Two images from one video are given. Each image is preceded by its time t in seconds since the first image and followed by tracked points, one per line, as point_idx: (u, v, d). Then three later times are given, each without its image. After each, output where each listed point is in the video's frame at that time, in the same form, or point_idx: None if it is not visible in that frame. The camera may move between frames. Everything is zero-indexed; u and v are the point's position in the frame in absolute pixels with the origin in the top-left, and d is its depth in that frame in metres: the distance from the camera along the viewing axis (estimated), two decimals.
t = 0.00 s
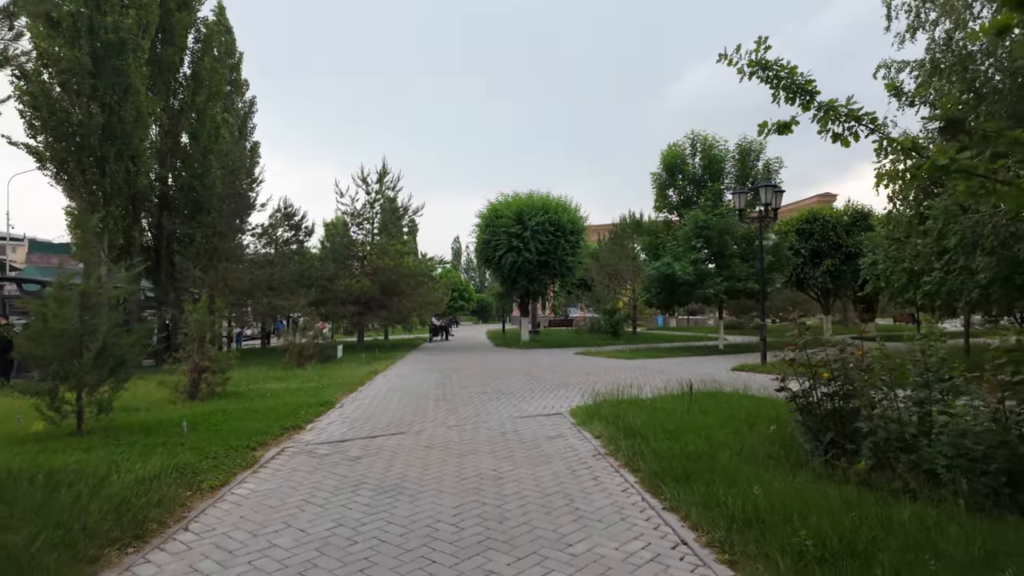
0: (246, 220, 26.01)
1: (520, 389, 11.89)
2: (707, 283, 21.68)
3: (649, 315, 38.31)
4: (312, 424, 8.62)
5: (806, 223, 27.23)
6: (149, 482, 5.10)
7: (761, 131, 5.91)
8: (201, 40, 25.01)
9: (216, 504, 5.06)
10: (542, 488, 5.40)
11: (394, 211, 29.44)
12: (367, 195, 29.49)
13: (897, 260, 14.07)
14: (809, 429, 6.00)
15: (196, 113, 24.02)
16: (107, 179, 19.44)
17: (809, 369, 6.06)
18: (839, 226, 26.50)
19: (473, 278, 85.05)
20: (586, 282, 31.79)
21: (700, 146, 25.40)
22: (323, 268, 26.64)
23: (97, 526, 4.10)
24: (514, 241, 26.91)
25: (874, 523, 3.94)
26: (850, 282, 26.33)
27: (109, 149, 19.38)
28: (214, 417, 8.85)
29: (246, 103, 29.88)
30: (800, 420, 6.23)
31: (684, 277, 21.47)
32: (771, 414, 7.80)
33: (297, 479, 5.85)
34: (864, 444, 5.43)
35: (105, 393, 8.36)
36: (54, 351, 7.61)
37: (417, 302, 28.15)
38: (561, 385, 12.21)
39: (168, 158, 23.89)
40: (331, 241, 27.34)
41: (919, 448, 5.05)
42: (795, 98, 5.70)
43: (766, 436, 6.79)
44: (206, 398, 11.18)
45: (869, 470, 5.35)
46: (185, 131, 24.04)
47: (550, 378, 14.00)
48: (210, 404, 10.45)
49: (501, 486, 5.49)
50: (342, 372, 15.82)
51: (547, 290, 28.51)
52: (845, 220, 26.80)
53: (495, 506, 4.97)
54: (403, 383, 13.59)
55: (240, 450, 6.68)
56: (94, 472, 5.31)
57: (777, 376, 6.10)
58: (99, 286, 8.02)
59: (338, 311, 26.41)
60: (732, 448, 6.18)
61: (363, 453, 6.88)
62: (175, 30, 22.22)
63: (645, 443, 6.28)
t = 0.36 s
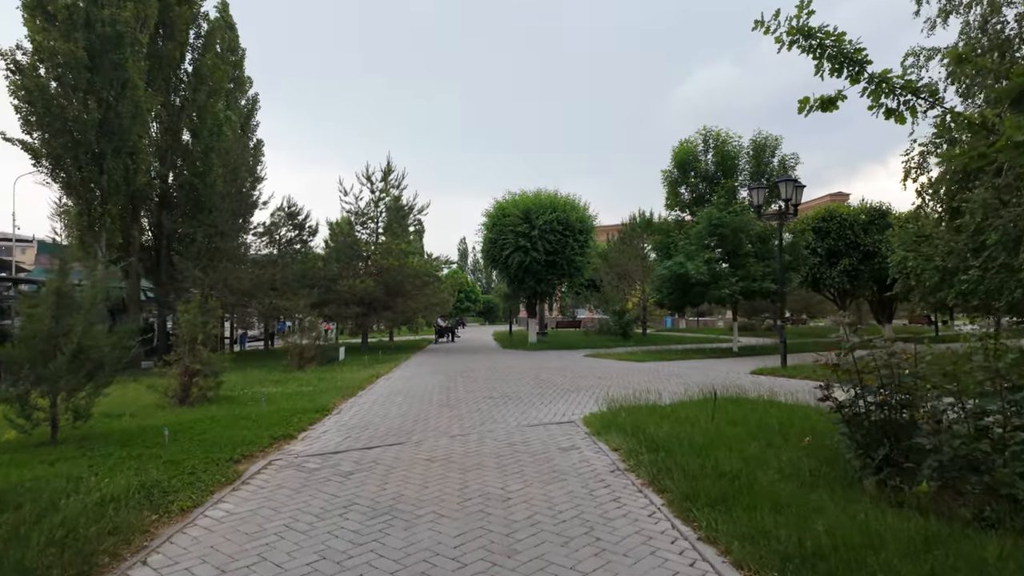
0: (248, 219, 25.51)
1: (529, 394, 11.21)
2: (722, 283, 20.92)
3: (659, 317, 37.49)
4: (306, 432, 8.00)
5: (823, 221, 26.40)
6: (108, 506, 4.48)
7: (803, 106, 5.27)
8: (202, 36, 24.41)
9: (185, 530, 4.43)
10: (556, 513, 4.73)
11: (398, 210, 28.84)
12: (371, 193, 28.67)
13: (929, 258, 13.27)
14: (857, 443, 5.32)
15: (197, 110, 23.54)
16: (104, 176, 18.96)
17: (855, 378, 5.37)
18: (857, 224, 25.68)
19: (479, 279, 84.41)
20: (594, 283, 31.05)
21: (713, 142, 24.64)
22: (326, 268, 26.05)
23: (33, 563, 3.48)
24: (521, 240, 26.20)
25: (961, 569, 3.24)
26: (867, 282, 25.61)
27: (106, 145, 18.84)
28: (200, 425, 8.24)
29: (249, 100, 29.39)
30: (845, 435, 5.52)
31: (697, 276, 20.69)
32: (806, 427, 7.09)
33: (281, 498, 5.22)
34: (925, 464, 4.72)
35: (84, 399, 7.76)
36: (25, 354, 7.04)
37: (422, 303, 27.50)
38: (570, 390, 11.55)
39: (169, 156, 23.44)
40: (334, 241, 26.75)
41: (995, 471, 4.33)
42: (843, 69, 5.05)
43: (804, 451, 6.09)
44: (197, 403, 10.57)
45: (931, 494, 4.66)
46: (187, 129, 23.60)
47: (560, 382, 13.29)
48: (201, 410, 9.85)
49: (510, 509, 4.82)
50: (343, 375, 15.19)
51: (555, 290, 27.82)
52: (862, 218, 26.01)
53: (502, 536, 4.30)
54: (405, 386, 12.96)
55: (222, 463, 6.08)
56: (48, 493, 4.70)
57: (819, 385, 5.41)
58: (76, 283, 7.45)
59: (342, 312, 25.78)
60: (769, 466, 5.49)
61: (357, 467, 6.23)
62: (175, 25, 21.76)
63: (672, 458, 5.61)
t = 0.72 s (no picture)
0: (244, 217, 24.85)
1: (535, 401, 10.53)
2: (732, 283, 20.24)
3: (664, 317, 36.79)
4: (294, 444, 7.34)
5: (833, 219, 25.74)
6: (52, 541, 3.82)
7: (856, 80, 4.70)
8: (196, 29, 23.71)
9: (142, 569, 3.76)
10: (576, 548, 4.04)
11: (399, 207, 28.09)
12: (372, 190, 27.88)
13: (957, 256, 12.57)
14: (916, 464, 4.65)
15: (190, 104, 22.92)
16: (93, 171, 18.30)
17: (913, 389, 4.68)
18: (868, 223, 25.01)
19: (480, 279, 83.69)
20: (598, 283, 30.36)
21: (721, 139, 23.97)
22: (323, 267, 25.39)
23: None
24: (523, 239, 25.53)
25: None
26: (879, 282, 25.01)
27: (96, 139, 18.20)
28: (180, 436, 7.57)
29: (244, 95, 28.69)
30: (900, 454, 4.84)
31: (706, 276, 20.03)
32: (846, 443, 6.41)
33: (259, 526, 4.56)
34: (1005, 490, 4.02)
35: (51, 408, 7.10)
36: None
37: (422, 304, 26.84)
38: (579, 396, 10.88)
39: (162, 152, 22.79)
40: (331, 239, 26.08)
41: None
42: (905, 36, 4.43)
43: (850, 471, 5.43)
44: (182, 411, 9.90)
45: (1013, 527, 3.95)
46: (181, 124, 22.97)
47: (567, 386, 12.62)
48: (185, 418, 9.20)
49: (522, 542, 4.15)
50: (339, 378, 14.54)
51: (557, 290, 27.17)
52: (874, 216, 25.35)
53: None
54: (403, 391, 12.30)
55: (196, 483, 5.42)
56: None
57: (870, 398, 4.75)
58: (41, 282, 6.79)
59: (339, 313, 25.08)
60: (815, 491, 4.84)
61: (348, 487, 5.56)
62: (167, 16, 21.10)
63: (705, 481, 4.95)
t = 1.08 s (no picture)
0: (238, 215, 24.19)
1: (540, 410, 9.86)
2: (741, 283, 19.61)
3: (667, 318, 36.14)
4: (278, 460, 6.67)
5: (843, 218, 25.07)
6: None
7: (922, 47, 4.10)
8: (189, 21, 22.84)
9: None
10: None
11: (398, 206, 26.95)
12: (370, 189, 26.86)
13: (987, 255, 11.92)
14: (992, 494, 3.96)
15: (182, 99, 22.28)
16: (79, 167, 17.59)
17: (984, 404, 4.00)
18: (879, 221, 24.37)
19: (480, 279, 83.16)
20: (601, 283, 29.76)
21: (728, 135, 23.26)
22: (319, 267, 24.72)
23: None
24: (525, 239, 24.86)
25: None
26: (889, 282, 24.39)
27: (82, 134, 17.55)
28: (155, 450, 6.91)
29: (239, 91, 27.98)
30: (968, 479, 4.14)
31: (715, 276, 19.39)
32: (893, 462, 5.75)
33: (226, 565, 3.90)
34: None
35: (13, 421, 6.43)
36: None
37: (421, 304, 26.18)
38: (587, 405, 10.21)
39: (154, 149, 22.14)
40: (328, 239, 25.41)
41: None
42: None
43: (906, 498, 4.77)
44: (163, 420, 9.23)
45: None
46: (174, 121, 22.34)
47: (573, 393, 11.94)
48: (164, 428, 8.53)
49: None
50: (333, 383, 13.87)
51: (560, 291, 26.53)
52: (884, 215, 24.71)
53: None
54: (400, 398, 11.64)
55: (160, 511, 4.74)
56: None
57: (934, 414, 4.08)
58: None
59: (337, 314, 24.45)
60: (873, 523, 4.18)
61: (335, 513, 4.92)
62: (158, 8, 20.45)
63: (744, 510, 4.31)
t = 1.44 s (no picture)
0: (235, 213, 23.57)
1: (551, 416, 9.22)
2: (752, 282, 19.01)
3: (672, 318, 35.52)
4: (264, 473, 6.01)
5: (854, 216, 24.47)
6: None
7: None
8: (184, 13, 22.22)
9: None
10: None
11: (399, 203, 26.23)
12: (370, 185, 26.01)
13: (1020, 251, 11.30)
14: None
15: (177, 91, 21.85)
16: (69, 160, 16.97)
17: None
18: (892, 219, 23.76)
19: (480, 280, 82.59)
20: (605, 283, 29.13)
21: (738, 130, 22.58)
22: (317, 265, 24.10)
23: None
24: (529, 237, 24.21)
25: None
26: (902, 281, 23.80)
27: (71, 126, 16.95)
28: (130, 461, 6.29)
29: (236, 86, 27.36)
30: None
31: (727, 275, 18.74)
32: (952, 478, 5.12)
33: None
34: None
35: None
36: None
37: (422, 304, 25.54)
38: (599, 412, 9.57)
39: (147, 143, 21.54)
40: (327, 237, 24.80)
41: None
42: None
43: (983, 522, 4.14)
44: (145, 426, 8.59)
45: None
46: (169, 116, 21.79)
47: (583, 398, 11.30)
48: (145, 436, 7.88)
49: None
50: (331, 385, 13.23)
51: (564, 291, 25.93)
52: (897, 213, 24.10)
53: None
54: (400, 401, 11.02)
55: (121, 540, 4.10)
56: None
57: None
58: None
59: (335, 314, 23.84)
60: (955, 555, 3.56)
61: (325, 538, 4.29)
62: None
63: (804, 541, 3.71)
